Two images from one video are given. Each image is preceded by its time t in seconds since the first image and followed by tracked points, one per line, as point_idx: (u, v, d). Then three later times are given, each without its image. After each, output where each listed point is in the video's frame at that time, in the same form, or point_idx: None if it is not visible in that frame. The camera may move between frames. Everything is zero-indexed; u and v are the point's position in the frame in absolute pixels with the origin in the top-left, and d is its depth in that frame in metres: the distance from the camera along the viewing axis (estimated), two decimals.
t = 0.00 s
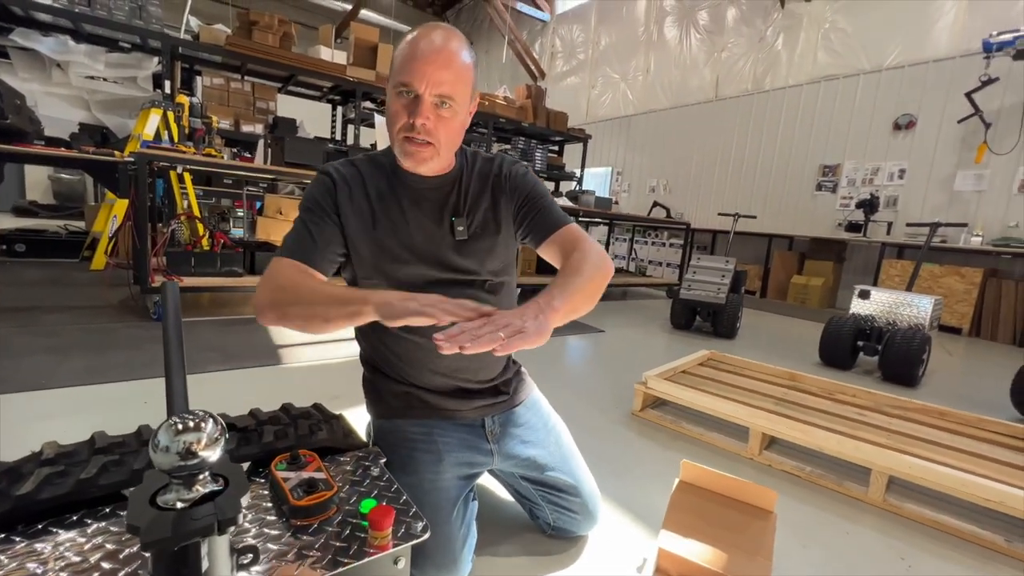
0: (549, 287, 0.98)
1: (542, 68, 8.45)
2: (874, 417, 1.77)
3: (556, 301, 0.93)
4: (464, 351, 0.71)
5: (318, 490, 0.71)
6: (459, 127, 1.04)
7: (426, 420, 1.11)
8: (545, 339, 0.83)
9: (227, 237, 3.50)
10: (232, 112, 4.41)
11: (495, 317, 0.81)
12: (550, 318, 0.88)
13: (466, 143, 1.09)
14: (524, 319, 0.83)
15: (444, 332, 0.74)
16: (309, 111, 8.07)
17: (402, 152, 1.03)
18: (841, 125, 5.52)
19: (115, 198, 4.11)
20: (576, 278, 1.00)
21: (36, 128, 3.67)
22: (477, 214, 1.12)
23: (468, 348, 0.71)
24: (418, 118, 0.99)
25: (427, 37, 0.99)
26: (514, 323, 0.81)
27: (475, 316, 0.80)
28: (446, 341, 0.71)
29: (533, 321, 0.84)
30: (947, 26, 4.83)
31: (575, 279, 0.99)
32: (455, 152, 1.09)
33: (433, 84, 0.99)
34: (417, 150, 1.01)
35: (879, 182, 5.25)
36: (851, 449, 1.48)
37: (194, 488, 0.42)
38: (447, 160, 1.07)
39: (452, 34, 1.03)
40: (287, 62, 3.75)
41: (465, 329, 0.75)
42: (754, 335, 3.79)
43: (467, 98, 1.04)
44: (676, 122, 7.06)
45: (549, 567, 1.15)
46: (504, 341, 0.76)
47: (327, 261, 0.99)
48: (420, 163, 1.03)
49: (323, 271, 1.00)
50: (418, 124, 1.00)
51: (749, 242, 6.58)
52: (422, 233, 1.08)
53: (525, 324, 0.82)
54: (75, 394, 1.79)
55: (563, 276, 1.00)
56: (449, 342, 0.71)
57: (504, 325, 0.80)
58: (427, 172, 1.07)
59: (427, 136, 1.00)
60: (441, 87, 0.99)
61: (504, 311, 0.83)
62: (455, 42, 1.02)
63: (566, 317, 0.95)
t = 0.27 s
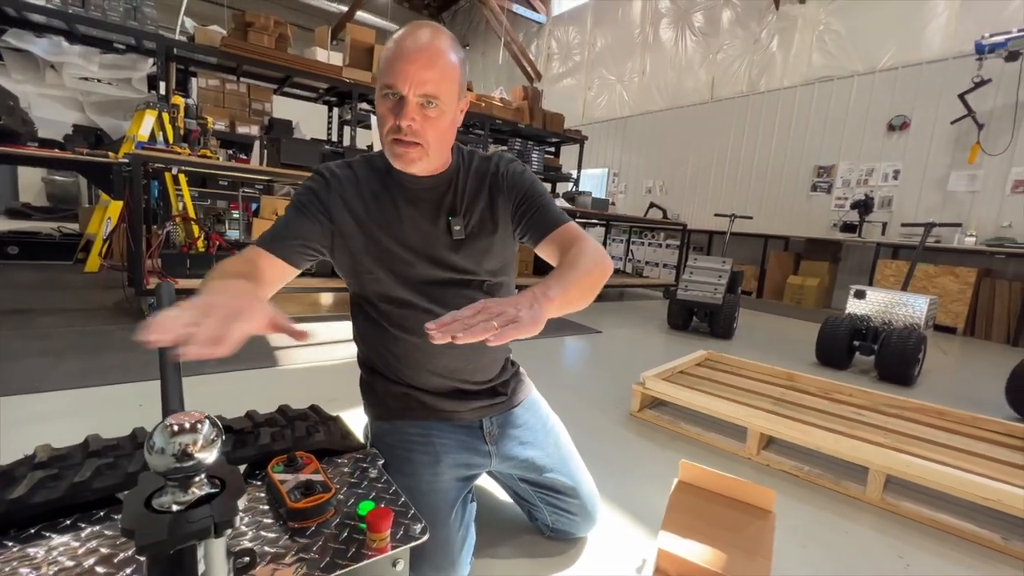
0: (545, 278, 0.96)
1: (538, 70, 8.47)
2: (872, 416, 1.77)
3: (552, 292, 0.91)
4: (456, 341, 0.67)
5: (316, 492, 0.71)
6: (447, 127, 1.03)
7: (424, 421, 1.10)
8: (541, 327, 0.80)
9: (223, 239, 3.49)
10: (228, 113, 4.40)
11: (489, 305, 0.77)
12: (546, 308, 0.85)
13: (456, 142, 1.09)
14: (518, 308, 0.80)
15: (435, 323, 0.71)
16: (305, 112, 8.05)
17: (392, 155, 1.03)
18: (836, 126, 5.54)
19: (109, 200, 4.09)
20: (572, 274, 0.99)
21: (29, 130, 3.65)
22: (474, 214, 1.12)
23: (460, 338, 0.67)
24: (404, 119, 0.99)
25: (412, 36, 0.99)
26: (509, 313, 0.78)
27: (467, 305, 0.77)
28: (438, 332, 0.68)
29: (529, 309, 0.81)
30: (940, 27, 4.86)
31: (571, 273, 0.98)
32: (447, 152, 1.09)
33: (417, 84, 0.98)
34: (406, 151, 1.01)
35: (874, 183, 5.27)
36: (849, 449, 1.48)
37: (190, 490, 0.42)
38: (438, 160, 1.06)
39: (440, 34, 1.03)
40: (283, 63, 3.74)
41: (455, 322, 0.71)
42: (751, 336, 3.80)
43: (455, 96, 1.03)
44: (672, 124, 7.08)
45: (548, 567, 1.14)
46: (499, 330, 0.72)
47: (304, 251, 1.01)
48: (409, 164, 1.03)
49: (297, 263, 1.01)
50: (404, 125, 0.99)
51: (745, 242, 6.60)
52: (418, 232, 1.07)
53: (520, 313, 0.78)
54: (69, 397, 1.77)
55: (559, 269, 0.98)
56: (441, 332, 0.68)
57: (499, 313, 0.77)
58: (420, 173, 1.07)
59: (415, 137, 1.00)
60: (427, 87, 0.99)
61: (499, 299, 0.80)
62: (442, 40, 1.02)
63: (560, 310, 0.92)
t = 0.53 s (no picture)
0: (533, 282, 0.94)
1: (534, 73, 8.50)
2: (868, 416, 1.78)
3: (542, 298, 0.89)
4: (457, 358, 0.65)
5: (310, 496, 0.70)
6: (437, 118, 1.04)
7: (419, 424, 1.10)
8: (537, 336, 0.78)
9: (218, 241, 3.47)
10: (223, 115, 4.39)
11: (483, 315, 0.75)
12: (538, 314, 0.84)
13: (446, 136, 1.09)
14: (514, 317, 0.78)
15: (431, 339, 0.67)
16: (301, 114, 8.04)
17: (382, 146, 1.04)
18: (830, 127, 5.57)
19: (102, 203, 4.06)
20: (558, 276, 0.97)
21: (22, 132, 3.62)
22: (465, 208, 1.11)
23: (462, 356, 0.66)
24: (394, 111, 1.00)
25: (400, 31, 1.00)
26: (505, 323, 0.75)
27: (461, 315, 0.74)
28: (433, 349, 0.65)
29: (523, 317, 0.78)
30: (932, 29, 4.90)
31: (558, 277, 0.95)
32: (438, 145, 1.09)
33: (405, 76, 1.00)
34: (396, 142, 1.01)
35: (868, 184, 5.30)
36: (846, 448, 1.48)
37: (180, 495, 0.41)
38: (428, 153, 1.07)
39: (427, 29, 1.05)
40: (278, 65, 3.73)
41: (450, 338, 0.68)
42: (747, 336, 3.81)
43: (443, 88, 1.05)
44: (668, 125, 7.10)
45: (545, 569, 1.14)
46: (499, 344, 0.70)
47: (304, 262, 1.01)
48: (399, 156, 1.03)
49: (309, 271, 1.02)
50: (395, 117, 1.00)
51: (741, 243, 6.62)
52: (409, 226, 1.07)
53: (516, 323, 0.76)
54: (61, 402, 1.75)
55: (545, 274, 0.96)
56: (440, 349, 0.66)
57: (494, 325, 0.75)
58: (410, 166, 1.07)
59: (406, 129, 1.01)
60: (415, 79, 1.00)
61: (491, 308, 0.77)
62: (429, 35, 1.04)
63: (550, 315, 0.90)
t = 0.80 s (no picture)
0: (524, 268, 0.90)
1: (528, 75, 8.52)
2: (862, 415, 1.78)
3: (535, 282, 0.84)
4: (465, 338, 0.64)
5: (303, 500, 0.69)
6: (429, 113, 1.08)
7: (417, 420, 1.11)
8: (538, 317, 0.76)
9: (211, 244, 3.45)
10: (216, 118, 4.37)
11: (482, 299, 0.73)
12: (533, 297, 0.81)
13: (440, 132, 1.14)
14: (512, 299, 0.76)
15: (433, 321, 0.66)
16: (295, 117, 8.02)
17: (383, 150, 1.08)
18: (822, 129, 5.61)
19: (94, 206, 4.03)
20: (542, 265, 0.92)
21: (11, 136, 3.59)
22: (460, 204, 1.12)
23: (470, 335, 0.65)
24: (387, 115, 1.05)
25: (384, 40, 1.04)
26: (502, 303, 0.74)
27: (460, 299, 0.72)
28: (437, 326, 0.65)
29: (522, 300, 0.76)
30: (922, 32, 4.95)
31: (544, 263, 0.90)
32: (432, 141, 1.13)
33: (390, 79, 1.03)
34: (395, 141, 1.05)
35: (860, 185, 5.34)
36: (841, 448, 1.48)
37: (169, 500, 0.41)
38: (426, 150, 1.12)
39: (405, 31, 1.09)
40: (271, 68, 3.71)
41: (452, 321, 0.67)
42: (742, 337, 3.82)
43: (429, 84, 1.08)
44: (662, 128, 7.13)
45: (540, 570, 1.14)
46: (504, 323, 0.69)
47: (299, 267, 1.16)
48: (400, 154, 1.07)
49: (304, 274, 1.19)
50: (388, 121, 1.05)
51: (735, 245, 6.66)
52: (402, 221, 1.10)
53: (515, 304, 0.74)
54: (49, 408, 1.73)
55: (529, 262, 0.91)
56: (446, 331, 0.65)
57: (495, 307, 0.72)
58: (410, 165, 1.12)
59: (400, 129, 1.05)
60: (399, 80, 1.04)
61: (489, 293, 0.75)
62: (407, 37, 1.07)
63: (543, 302, 0.86)
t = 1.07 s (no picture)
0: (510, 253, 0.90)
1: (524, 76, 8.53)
2: (858, 414, 1.79)
3: (520, 264, 0.84)
4: (449, 315, 0.65)
5: (298, 501, 0.68)
6: (414, 112, 1.13)
7: (416, 414, 1.11)
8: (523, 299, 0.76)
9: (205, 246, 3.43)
10: (210, 119, 4.35)
11: (468, 278, 0.73)
12: (519, 279, 0.80)
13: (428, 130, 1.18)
14: (498, 279, 0.76)
15: (417, 301, 0.66)
16: (291, 118, 7.99)
17: (376, 152, 1.12)
18: (816, 129, 5.64)
19: (87, 208, 4.00)
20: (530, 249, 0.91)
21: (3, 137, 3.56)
22: (445, 201, 1.12)
23: (453, 312, 0.65)
24: (376, 117, 1.09)
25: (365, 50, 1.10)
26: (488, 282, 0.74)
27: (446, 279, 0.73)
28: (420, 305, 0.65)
29: (508, 280, 0.77)
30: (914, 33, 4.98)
31: (530, 248, 0.89)
32: (420, 142, 1.17)
33: (375, 84, 1.09)
34: (388, 140, 1.09)
35: (854, 185, 5.36)
36: (837, 446, 1.48)
37: (160, 501, 0.40)
38: (416, 149, 1.15)
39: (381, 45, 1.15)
40: (266, 69, 3.70)
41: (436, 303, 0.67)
42: (738, 336, 3.83)
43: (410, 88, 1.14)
44: (657, 128, 7.15)
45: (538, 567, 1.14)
46: (488, 299, 0.70)
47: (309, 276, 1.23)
48: (393, 153, 1.11)
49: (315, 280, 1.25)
50: (377, 122, 1.09)
51: (731, 245, 6.68)
52: (389, 222, 1.12)
53: (500, 284, 0.74)
54: (41, 411, 1.71)
55: (516, 246, 0.90)
56: (430, 309, 0.65)
57: (481, 286, 0.73)
58: (402, 165, 1.15)
59: (390, 127, 1.09)
60: (383, 83, 1.09)
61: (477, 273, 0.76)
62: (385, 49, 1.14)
63: (527, 285, 0.85)
